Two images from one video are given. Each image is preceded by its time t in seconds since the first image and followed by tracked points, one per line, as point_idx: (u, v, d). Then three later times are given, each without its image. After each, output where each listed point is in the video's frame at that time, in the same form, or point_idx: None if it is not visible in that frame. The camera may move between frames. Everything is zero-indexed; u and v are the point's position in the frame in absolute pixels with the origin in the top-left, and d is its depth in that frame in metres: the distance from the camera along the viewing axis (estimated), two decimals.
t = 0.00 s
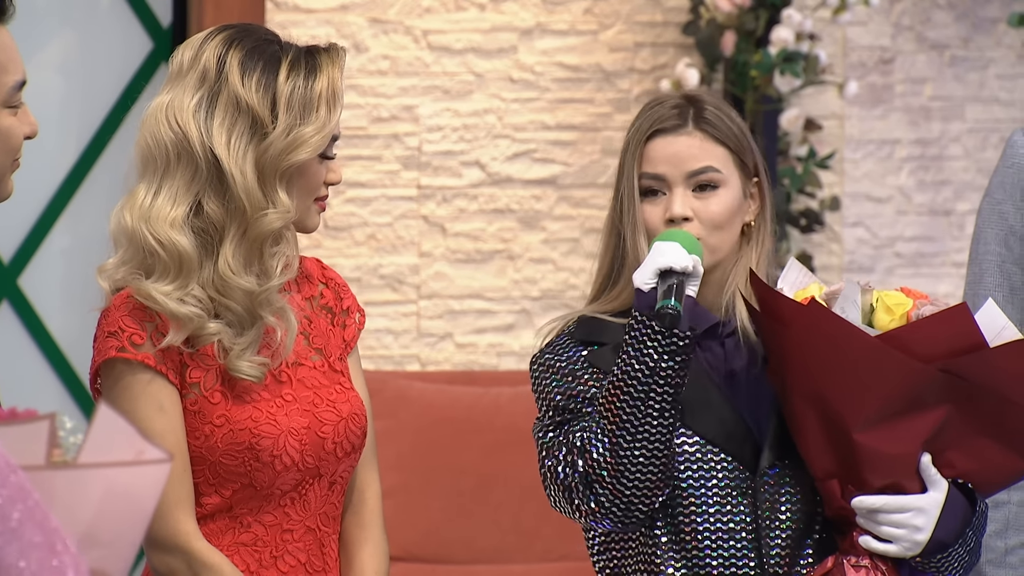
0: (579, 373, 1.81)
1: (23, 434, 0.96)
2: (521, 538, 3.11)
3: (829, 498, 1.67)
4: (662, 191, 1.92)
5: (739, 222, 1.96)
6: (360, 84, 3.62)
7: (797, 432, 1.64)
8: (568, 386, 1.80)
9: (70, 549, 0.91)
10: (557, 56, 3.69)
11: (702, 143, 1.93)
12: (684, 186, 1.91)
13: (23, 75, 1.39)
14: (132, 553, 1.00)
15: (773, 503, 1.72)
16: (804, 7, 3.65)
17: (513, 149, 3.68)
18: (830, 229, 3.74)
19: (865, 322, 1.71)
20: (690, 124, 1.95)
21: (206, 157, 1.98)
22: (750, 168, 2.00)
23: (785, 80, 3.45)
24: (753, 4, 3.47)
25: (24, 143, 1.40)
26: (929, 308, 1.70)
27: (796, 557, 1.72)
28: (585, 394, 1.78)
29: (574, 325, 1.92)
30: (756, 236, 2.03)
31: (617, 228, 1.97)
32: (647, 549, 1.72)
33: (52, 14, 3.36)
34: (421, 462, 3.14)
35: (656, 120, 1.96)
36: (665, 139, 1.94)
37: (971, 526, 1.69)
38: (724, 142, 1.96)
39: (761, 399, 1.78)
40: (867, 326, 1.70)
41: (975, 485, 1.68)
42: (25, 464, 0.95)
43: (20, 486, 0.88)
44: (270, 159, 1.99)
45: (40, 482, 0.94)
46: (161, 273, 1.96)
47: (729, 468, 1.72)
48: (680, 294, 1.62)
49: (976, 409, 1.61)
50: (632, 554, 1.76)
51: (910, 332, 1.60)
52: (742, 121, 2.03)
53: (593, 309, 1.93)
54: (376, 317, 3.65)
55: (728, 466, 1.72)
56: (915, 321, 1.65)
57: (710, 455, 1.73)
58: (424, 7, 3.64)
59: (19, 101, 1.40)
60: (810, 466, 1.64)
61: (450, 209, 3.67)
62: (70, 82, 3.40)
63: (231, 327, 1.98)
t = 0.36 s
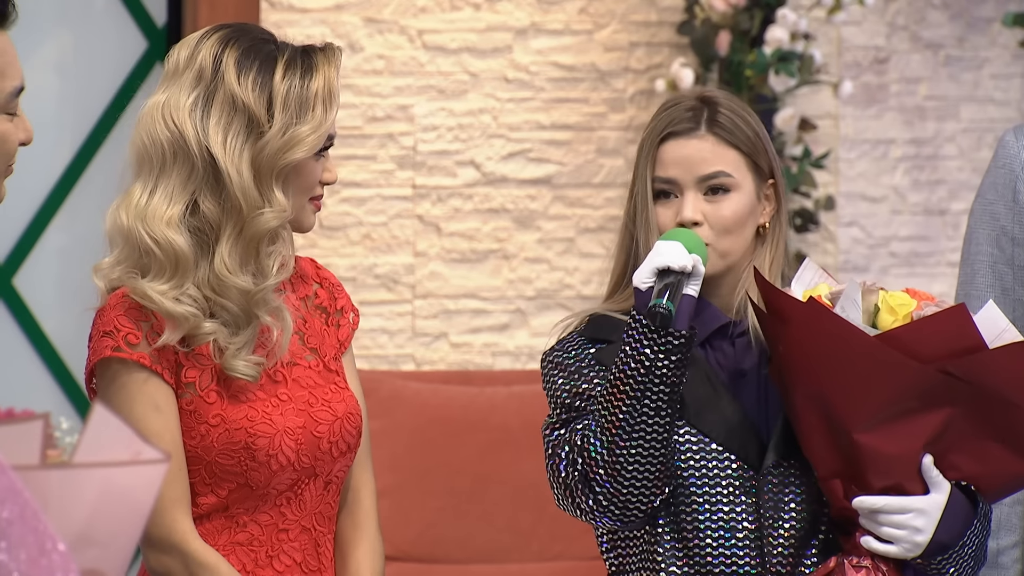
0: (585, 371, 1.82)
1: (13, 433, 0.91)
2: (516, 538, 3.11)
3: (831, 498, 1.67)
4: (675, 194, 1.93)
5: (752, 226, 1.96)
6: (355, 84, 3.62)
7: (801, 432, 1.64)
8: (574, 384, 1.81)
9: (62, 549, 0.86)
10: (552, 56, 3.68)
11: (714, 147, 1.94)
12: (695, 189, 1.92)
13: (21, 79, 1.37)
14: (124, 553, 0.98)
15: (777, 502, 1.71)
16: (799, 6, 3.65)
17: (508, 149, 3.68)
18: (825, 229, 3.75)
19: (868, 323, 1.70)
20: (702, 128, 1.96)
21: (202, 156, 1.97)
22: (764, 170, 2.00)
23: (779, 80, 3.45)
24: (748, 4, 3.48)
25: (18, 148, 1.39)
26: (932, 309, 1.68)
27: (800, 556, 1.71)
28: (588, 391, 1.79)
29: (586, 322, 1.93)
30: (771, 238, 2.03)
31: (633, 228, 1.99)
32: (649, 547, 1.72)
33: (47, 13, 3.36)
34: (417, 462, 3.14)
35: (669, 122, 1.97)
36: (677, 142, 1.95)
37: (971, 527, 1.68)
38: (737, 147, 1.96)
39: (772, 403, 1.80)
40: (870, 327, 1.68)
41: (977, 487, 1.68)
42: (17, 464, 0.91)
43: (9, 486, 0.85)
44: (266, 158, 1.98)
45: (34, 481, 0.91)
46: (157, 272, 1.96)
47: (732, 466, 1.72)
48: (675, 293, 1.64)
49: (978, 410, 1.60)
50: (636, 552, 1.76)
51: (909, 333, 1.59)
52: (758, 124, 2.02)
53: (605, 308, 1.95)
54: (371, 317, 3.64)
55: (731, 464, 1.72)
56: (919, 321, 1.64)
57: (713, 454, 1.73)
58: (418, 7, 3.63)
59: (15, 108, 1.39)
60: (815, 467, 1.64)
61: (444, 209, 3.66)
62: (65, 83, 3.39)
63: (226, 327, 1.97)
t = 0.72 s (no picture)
0: (586, 371, 1.82)
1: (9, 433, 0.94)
2: (515, 537, 3.11)
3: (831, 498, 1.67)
4: (676, 195, 1.93)
5: (754, 225, 1.96)
6: (355, 84, 3.61)
7: (800, 433, 1.64)
8: (575, 384, 1.81)
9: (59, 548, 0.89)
10: (551, 56, 3.68)
11: (714, 148, 1.94)
12: (696, 190, 1.92)
13: (23, 76, 1.39)
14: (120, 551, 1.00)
15: (778, 503, 1.71)
16: (798, 6, 3.65)
17: (507, 149, 3.68)
18: (824, 229, 3.75)
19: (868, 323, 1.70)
20: (703, 128, 1.96)
21: (205, 157, 1.97)
22: (766, 169, 2.00)
23: (779, 80, 3.45)
24: (747, 4, 3.48)
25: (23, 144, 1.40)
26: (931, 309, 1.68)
27: (801, 556, 1.71)
28: (589, 391, 1.79)
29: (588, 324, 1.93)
30: (774, 237, 2.03)
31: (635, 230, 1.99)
32: (650, 547, 1.73)
33: (46, 13, 3.35)
34: (416, 462, 3.14)
35: (669, 123, 1.97)
36: (678, 143, 1.95)
37: (972, 526, 1.68)
38: (738, 147, 1.96)
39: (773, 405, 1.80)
40: (869, 326, 1.68)
41: (978, 487, 1.68)
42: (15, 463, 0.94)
43: (7, 486, 0.88)
44: (270, 159, 1.98)
45: (30, 480, 0.93)
46: (160, 273, 1.96)
47: (733, 466, 1.72)
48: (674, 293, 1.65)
49: (977, 410, 1.60)
50: (636, 551, 1.77)
51: (908, 331, 1.60)
52: (759, 123, 2.02)
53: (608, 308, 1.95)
54: (370, 317, 3.64)
55: (733, 464, 1.72)
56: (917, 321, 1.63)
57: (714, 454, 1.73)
58: (418, 7, 3.63)
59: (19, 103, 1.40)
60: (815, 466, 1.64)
61: (444, 209, 3.66)
62: (65, 83, 3.39)
63: (229, 327, 1.97)
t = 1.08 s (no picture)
0: (580, 373, 1.82)
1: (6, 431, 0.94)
2: (515, 538, 3.11)
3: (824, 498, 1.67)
4: (670, 196, 1.94)
5: (749, 227, 1.96)
6: (354, 84, 3.61)
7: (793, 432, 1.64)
8: (568, 386, 1.81)
9: (59, 546, 0.90)
10: (551, 56, 3.69)
11: (708, 150, 1.94)
12: (690, 192, 1.92)
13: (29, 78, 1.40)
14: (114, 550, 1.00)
15: (771, 503, 1.70)
16: (798, 7, 3.65)
17: (507, 149, 3.68)
18: (824, 229, 3.76)
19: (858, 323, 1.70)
20: (697, 130, 1.96)
21: (207, 158, 1.97)
22: (761, 171, 2.00)
23: (779, 80, 3.46)
24: (747, 4, 3.48)
25: (29, 145, 1.43)
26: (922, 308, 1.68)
27: (795, 557, 1.71)
28: (582, 391, 1.79)
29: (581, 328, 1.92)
30: (769, 239, 2.03)
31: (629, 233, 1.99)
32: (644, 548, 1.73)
33: (46, 12, 3.34)
34: (416, 462, 3.14)
35: (663, 126, 1.98)
36: (672, 145, 1.96)
37: (966, 526, 1.68)
38: (732, 149, 1.96)
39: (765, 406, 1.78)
40: (859, 326, 1.68)
41: (971, 486, 1.68)
42: (13, 463, 0.94)
43: (8, 486, 0.88)
44: (272, 161, 1.98)
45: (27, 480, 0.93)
46: (160, 273, 1.96)
47: (724, 466, 1.72)
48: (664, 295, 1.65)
49: (969, 410, 1.60)
50: (630, 552, 1.77)
51: (896, 331, 1.60)
52: (755, 125, 2.02)
53: (604, 309, 1.95)
54: (371, 318, 3.64)
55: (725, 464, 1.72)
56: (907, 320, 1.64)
57: (707, 455, 1.73)
58: (418, 7, 3.63)
59: (25, 104, 1.42)
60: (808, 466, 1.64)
61: (444, 209, 3.66)
62: (65, 83, 3.39)
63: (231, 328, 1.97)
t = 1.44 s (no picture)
0: (578, 370, 1.83)
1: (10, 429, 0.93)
2: (516, 539, 3.11)
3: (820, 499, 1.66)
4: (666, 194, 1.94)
5: (747, 224, 1.95)
6: (355, 85, 3.61)
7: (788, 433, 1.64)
8: (566, 383, 1.83)
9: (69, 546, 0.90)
10: (552, 57, 3.69)
11: (703, 146, 1.95)
12: (685, 189, 1.92)
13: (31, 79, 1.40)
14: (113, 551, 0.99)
15: (768, 502, 1.70)
16: (799, 8, 3.65)
17: (509, 150, 3.68)
18: (825, 230, 3.75)
19: (849, 325, 1.68)
20: (692, 128, 1.97)
21: (200, 160, 1.97)
22: (759, 169, 2.00)
23: (780, 81, 3.46)
24: (748, 5, 3.48)
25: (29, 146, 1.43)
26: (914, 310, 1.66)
27: (792, 556, 1.71)
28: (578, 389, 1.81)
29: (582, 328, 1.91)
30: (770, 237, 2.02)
31: (630, 235, 1.99)
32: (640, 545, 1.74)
33: (49, 12, 3.35)
34: (417, 462, 3.14)
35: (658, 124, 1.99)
36: (667, 143, 1.96)
37: (960, 526, 1.67)
38: (728, 145, 1.96)
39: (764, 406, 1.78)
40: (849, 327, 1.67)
41: (966, 487, 1.67)
42: (16, 462, 0.93)
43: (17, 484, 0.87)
44: (263, 166, 1.98)
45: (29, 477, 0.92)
46: (157, 273, 1.96)
47: (724, 466, 1.72)
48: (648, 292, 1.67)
49: (963, 411, 1.59)
50: (627, 549, 1.78)
51: (884, 333, 1.59)
52: (755, 124, 2.02)
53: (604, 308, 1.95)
54: (372, 318, 3.64)
55: (723, 463, 1.72)
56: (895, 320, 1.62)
57: (704, 453, 1.72)
58: (419, 8, 3.63)
59: (26, 106, 1.43)
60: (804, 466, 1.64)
61: (445, 210, 3.66)
62: (66, 84, 3.39)
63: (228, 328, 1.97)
